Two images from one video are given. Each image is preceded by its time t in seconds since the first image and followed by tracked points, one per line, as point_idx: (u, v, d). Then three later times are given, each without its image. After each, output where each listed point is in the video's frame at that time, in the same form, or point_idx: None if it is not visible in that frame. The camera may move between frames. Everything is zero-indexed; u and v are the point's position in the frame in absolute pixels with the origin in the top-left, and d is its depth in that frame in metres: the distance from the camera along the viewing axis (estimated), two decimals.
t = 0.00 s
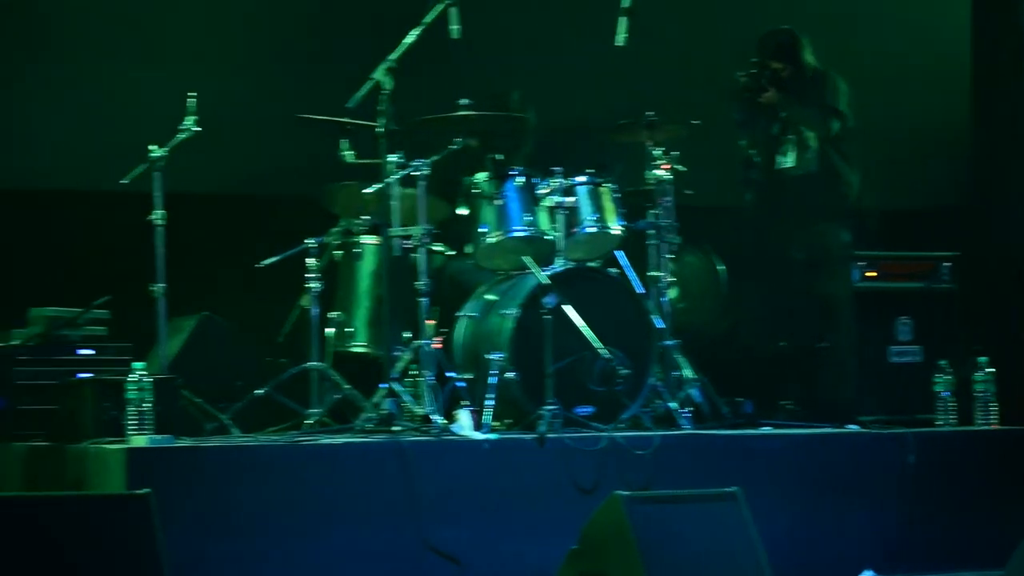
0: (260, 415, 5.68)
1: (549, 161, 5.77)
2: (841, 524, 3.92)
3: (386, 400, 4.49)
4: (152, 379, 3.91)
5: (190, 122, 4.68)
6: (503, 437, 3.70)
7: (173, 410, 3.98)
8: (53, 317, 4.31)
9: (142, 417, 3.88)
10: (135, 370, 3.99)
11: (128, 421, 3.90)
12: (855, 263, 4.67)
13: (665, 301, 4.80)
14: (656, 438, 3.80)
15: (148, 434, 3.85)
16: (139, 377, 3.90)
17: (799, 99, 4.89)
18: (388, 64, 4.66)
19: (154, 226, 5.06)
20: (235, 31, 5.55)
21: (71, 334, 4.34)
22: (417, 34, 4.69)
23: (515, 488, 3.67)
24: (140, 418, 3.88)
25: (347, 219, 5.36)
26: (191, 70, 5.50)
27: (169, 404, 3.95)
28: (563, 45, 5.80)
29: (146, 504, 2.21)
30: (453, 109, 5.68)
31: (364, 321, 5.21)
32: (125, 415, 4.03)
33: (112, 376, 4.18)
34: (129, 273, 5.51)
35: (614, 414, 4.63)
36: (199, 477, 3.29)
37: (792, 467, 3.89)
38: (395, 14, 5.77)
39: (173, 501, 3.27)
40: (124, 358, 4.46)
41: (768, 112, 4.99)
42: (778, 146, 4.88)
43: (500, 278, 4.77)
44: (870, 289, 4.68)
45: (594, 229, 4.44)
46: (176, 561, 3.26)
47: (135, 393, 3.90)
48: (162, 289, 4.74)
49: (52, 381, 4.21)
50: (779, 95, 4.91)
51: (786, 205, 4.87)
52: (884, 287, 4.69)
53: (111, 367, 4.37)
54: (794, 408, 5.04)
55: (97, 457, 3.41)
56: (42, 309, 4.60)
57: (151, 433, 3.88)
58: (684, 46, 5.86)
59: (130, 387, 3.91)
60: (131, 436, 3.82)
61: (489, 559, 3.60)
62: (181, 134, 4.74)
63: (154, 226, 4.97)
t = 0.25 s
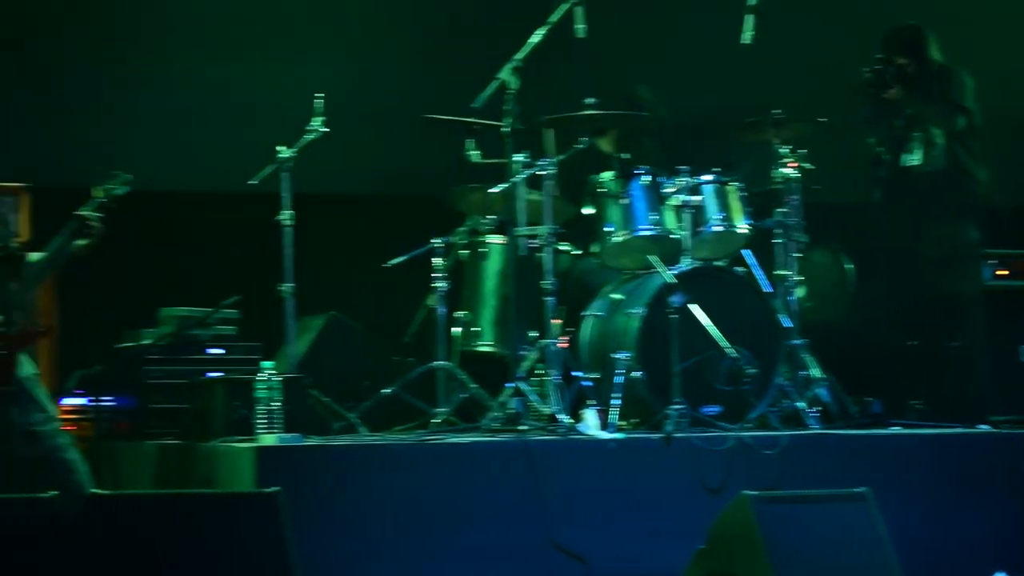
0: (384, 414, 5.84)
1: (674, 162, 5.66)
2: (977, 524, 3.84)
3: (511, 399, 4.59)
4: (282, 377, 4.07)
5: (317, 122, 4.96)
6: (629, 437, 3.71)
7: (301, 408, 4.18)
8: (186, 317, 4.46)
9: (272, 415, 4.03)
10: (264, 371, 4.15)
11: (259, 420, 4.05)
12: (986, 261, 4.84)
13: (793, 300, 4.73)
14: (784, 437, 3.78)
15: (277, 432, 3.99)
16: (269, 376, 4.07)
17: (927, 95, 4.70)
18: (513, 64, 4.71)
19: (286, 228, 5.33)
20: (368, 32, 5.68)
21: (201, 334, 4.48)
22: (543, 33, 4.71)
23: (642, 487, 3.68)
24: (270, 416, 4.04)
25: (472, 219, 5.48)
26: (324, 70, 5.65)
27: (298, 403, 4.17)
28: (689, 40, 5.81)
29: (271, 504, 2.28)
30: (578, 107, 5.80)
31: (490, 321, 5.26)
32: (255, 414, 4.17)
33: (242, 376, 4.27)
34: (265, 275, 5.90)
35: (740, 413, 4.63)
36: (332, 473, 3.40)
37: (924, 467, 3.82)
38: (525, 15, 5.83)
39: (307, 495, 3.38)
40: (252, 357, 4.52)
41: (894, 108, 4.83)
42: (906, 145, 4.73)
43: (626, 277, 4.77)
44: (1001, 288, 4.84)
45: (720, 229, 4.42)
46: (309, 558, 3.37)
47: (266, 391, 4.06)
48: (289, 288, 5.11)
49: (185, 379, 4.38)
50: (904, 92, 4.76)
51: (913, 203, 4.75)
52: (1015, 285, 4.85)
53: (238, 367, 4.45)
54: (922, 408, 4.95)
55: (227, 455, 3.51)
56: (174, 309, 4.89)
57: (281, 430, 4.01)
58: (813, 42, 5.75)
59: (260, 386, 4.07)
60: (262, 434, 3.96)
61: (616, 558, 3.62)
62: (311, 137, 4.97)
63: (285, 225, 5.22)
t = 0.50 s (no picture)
0: (497, 414, 5.92)
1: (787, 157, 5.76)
2: None
3: (624, 399, 4.59)
4: (394, 376, 4.13)
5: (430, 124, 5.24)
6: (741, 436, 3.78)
7: (414, 408, 4.28)
8: (303, 318, 4.63)
9: (385, 416, 4.11)
10: (377, 368, 4.23)
11: (372, 420, 4.14)
12: None
13: (907, 299, 4.69)
14: (898, 438, 3.84)
15: (390, 432, 4.08)
16: (381, 375, 4.14)
17: None
18: (626, 64, 4.70)
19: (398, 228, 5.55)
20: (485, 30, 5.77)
21: (314, 334, 4.63)
22: (655, 32, 4.70)
23: (754, 487, 3.72)
24: (383, 416, 4.12)
25: (584, 220, 5.55)
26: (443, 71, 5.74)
27: (410, 403, 4.27)
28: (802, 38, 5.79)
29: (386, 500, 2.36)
30: (690, 106, 5.70)
31: (603, 320, 5.25)
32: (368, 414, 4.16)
33: (356, 377, 4.30)
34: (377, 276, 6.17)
35: (852, 413, 4.62)
36: (443, 473, 3.46)
37: None
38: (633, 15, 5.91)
39: (416, 498, 3.43)
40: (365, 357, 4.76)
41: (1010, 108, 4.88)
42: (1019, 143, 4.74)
43: (737, 278, 4.75)
44: None
45: (835, 228, 4.37)
46: (420, 555, 3.41)
47: (378, 391, 4.14)
48: (401, 290, 5.43)
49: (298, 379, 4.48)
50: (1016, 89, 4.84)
51: None
52: None
53: (352, 367, 4.65)
54: None
55: (338, 457, 3.55)
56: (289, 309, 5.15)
57: (393, 431, 4.10)
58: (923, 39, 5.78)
59: (373, 386, 4.15)
60: (376, 434, 4.05)
61: (729, 558, 3.65)
62: (422, 138, 5.23)
63: (398, 227, 5.46)
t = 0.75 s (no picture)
0: (588, 413, 5.99)
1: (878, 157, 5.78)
2: None
3: (714, 399, 4.54)
4: (485, 376, 4.17)
5: (520, 126, 5.48)
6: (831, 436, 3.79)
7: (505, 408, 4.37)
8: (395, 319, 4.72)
9: (476, 415, 4.15)
10: (469, 368, 4.26)
11: (463, 420, 4.18)
12: None
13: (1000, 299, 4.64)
14: (989, 438, 3.87)
15: (481, 431, 4.12)
16: (473, 375, 4.18)
17: None
18: (716, 65, 4.69)
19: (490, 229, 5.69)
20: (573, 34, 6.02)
21: (407, 335, 4.73)
22: (745, 32, 4.68)
23: (845, 487, 3.74)
24: (474, 416, 4.16)
25: (673, 220, 5.57)
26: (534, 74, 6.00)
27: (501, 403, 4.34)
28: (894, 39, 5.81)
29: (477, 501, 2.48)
30: (781, 106, 5.73)
31: (692, 322, 5.44)
32: (459, 413, 4.30)
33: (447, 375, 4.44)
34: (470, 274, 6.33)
35: (944, 413, 4.56)
36: (535, 475, 3.51)
37: None
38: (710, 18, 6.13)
39: (508, 500, 3.50)
40: (456, 356, 4.84)
41: None
42: None
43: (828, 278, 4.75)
44: None
45: (926, 228, 4.36)
46: (514, 553, 3.49)
47: (470, 390, 4.18)
48: (493, 290, 5.52)
49: (389, 378, 4.61)
50: None
51: None
52: None
53: (443, 366, 4.75)
54: None
55: (430, 457, 3.62)
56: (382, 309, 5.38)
57: (484, 430, 4.14)
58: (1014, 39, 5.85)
59: (465, 385, 4.20)
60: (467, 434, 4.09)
61: (818, 558, 3.68)
62: (514, 139, 5.41)
63: (490, 227, 5.63)
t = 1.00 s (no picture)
0: (664, 413, 6.02)
1: (954, 159, 5.97)
2: None
3: (789, 401, 4.49)
4: (558, 376, 4.17)
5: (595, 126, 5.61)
6: (908, 436, 3.79)
7: (577, 408, 4.35)
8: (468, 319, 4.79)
9: (550, 415, 4.14)
10: (543, 368, 4.28)
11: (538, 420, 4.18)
12: None
13: None
14: None
15: (555, 431, 4.10)
16: (547, 375, 4.18)
17: None
18: (791, 64, 4.70)
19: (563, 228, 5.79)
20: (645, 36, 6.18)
21: (481, 335, 4.82)
22: (822, 31, 4.67)
23: (922, 489, 3.74)
24: (548, 416, 4.15)
25: (748, 221, 5.67)
26: (606, 75, 6.17)
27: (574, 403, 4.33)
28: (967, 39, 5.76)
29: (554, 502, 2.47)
30: (854, 105, 5.79)
31: (767, 322, 5.51)
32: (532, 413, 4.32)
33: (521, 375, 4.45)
34: (544, 271, 6.50)
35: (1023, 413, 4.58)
36: (611, 472, 3.54)
37: None
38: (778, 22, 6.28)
39: (583, 500, 3.52)
40: (530, 356, 4.90)
41: None
42: None
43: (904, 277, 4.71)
44: None
45: (1003, 228, 4.29)
46: (588, 552, 3.50)
47: (543, 391, 4.17)
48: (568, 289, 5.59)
49: (463, 379, 4.66)
50: None
51: None
52: None
53: (517, 366, 4.81)
54: None
55: (504, 455, 3.65)
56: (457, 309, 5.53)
57: (558, 431, 4.12)
58: None
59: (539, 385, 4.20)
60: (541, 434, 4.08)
61: (894, 560, 3.67)
62: (588, 139, 5.60)
63: (564, 227, 5.75)
